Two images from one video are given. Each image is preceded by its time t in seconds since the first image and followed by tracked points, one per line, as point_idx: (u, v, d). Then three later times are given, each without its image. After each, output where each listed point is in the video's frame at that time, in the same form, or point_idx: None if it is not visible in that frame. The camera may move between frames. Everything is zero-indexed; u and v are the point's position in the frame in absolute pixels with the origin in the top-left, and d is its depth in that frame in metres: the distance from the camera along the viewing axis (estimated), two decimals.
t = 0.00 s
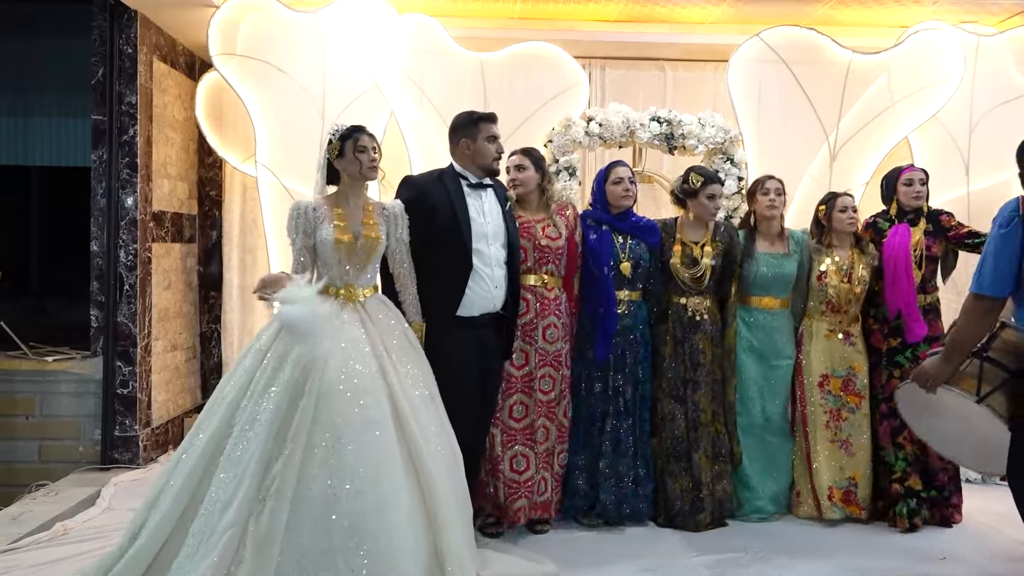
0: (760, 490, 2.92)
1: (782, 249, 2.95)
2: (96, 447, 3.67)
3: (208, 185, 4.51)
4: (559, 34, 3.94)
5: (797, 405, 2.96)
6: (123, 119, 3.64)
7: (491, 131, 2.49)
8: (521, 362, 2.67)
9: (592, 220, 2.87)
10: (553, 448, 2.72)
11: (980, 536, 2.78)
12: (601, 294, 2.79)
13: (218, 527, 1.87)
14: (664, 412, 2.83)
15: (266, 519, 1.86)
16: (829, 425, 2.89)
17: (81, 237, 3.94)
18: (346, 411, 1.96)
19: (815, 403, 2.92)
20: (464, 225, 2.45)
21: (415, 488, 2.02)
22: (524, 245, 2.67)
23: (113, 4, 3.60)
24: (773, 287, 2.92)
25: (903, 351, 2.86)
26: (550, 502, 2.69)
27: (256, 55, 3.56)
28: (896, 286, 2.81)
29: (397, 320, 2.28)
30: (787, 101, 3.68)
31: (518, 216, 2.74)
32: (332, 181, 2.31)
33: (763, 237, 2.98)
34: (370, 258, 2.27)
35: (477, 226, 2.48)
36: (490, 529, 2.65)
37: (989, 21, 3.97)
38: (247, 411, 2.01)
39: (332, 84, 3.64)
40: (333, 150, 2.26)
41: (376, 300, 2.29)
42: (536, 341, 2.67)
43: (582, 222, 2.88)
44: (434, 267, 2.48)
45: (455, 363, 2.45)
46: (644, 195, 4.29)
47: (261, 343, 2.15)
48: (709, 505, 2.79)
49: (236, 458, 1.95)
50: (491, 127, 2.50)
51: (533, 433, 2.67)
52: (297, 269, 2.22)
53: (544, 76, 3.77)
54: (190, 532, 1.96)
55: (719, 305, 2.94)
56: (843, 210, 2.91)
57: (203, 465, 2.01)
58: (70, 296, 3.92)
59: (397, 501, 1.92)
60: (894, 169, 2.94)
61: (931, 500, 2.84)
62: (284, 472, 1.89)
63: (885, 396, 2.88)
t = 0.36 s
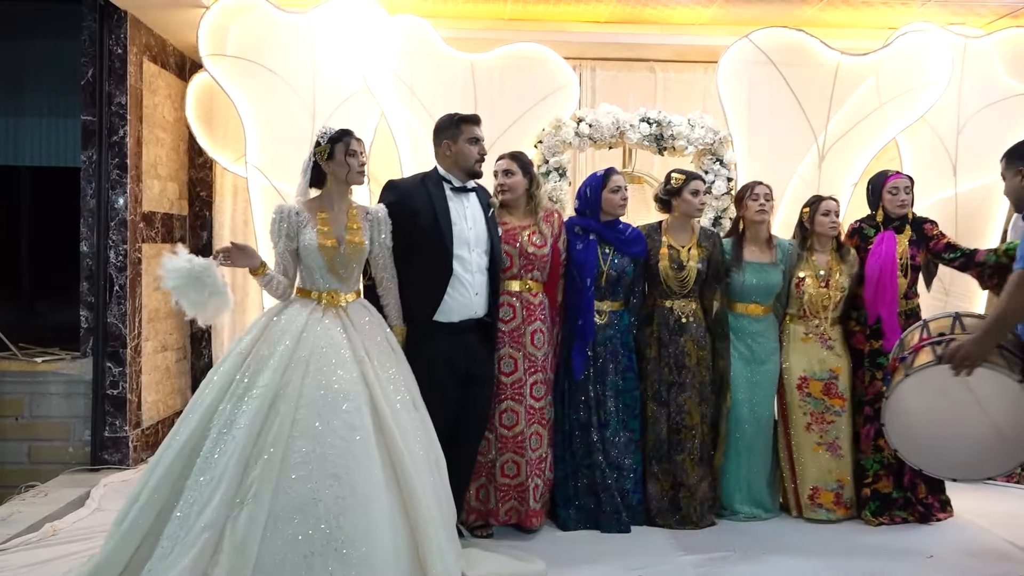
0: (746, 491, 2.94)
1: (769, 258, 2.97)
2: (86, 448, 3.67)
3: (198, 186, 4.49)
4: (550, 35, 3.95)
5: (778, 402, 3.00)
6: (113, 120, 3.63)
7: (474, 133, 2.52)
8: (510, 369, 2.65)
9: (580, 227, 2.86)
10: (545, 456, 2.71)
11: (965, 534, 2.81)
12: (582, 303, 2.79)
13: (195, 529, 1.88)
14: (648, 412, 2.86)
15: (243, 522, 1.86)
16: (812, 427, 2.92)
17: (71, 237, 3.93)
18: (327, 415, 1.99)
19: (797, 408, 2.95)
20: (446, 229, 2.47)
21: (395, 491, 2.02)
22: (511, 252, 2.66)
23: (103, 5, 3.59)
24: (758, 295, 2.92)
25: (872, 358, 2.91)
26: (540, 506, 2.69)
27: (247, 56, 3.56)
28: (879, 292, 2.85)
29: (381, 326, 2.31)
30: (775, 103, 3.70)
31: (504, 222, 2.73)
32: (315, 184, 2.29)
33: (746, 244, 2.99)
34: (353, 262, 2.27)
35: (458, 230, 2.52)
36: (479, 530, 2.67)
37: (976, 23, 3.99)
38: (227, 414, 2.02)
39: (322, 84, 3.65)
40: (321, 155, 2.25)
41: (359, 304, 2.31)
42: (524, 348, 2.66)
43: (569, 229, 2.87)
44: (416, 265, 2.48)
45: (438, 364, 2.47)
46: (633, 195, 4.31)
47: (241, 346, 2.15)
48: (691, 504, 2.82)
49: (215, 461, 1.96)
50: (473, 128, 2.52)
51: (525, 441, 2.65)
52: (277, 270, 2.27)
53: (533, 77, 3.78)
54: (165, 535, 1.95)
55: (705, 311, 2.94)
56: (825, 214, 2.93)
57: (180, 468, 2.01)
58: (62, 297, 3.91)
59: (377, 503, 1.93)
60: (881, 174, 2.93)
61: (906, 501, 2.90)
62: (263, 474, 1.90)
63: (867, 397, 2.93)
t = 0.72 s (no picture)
0: (736, 492, 2.93)
1: (755, 261, 2.96)
2: (74, 450, 3.65)
3: (188, 187, 4.48)
4: (540, 35, 3.94)
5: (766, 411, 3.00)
6: (101, 121, 3.62)
7: (463, 137, 2.52)
8: (500, 377, 2.61)
9: (570, 237, 2.84)
10: (530, 462, 2.67)
11: (953, 533, 2.82)
12: (578, 312, 2.78)
13: (190, 535, 1.89)
14: (638, 414, 2.85)
15: (238, 527, 1.87)
16: (795, 427, 2.93)
17: (59, 237, 3.90)
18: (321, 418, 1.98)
19: (783, 407, 2.96)
20: (440, 240, 2.49)
21: (391, 494, 2.03)
22: (502, 267, 2.64)
23: (90, 5, 3.58)
24: (746, 297, 2.93)
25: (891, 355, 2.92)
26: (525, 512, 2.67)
27: (235, 56, 3.55)
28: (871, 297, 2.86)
29: (373, 328, 2.33)
30: (764, 103, 3.70)
31: (495, 234, 2.71)
32: (307, 190, 2.28)
33: (737, 246, 2.99)
34: (345, 268, 2.31)
35: (449, 237, 2.52)
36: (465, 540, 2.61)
37: (965, 23, 4.00)
38: (219, 418, 2.02)
39: (309, 85, 3.64)
40: (314, 162, 2.24)
41: (351, 308, 2.33)
42: (516, 355, 2.62)
43: (560, 241, 2.85)
44: (406, 271, 2.51)
45: (427, 368, 2.50)
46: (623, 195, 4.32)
47: (235, 350, 2.15)
48: (677, 507, 2.82)
49: (207, 466, 1.95)
50: (463, 133, 2.52)
51: (511, 448, 2.61)
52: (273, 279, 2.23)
53: (523, 76, 3.78)
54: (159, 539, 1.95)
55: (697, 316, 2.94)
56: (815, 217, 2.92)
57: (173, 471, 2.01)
58: (49, 298, 3.90)
59: (374, 504, 1.94)
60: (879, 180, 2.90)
61: (908, 504, 2.88)
62: (257, 479, 1.90)
63: (872, 402, 2.93)
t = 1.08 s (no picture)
0: (713, 467, 3.31)
1: (730, 256, 3.34)
2: (115, 433, 4.07)
3: (216, 197, 4.96)
4: (535, 61, 4.44)
5: (740, 394, 3.35)
6: (139, 137, 4.02)
7: (462, 147, 2.87)
8: (498, 362, 3.01)
9: (562, 236, 3.20)
10: (530, 441, 3.06)
11: (900, 505, 3.19)
12: (568, 303, 3.11)
13: (224, 503, 2.09)
14: (624, 399, 3.20)
15: (266, 496, 2.09)
16: (766, 409, 3.29)
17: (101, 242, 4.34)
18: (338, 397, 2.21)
19: (754, 391, 3.31)
20: (444, 233, 2.82)
21: (401, 466, 2.26)
22: (500, 259, 3.03)
23: (129, 33, 3.97)
24: (721, 290, 3.30)
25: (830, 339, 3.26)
26: (526, 485, 3.04)
27: (261, 79, 3.96)
28: (832, 291, 3.20)
29: (383, 320, 2.60)
30: (734, 122, 4.16)
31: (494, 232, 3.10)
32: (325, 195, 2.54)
33: (712, 244, 3.35)
34: (355, 263, 2.60)
35: (454, 235, 2.86)
36: (473, 507, 3.02)
37: (912, 51, 4.74)
38: (247, 400, 2.24)
39: (330, 103, 4.06)
40: (332, 170, 2.50)
41: (362, 301, 2.59)
42: (512, 343, 3.02)
43: (552, 238, 3.21)
44: (419, 262, 2.83)
45: (438, 357, 2.85)
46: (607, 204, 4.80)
47: (260, 340, 2.40)
48: (665, 480, 3.18)
49: (238, 443, 2.18)
50: (463, 143, 2.88)
51: (509, 426, 3.01)
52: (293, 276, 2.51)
53: (519, 98, 4.22)
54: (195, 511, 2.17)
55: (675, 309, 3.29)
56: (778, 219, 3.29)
57: (208, 450, 2.23)
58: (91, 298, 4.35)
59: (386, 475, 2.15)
60: (835, 189, 3.24)
61: (859, 475, 3.24)
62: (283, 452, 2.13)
63: (820, 383, 3.28)
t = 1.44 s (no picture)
0: (706, 465, 3.30)
1: (726, 252, 3.31)
2: (112, 432, 4.07)
3: (214, 194, 4.96)
4: (532, 58, 4.45)
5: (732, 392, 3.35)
6: (136, 135, 4.01)
7: (455, 148, 2.86)
8: (492, 361, 3.00)
9: (558, 236, 3.19)
10: (524, 440, 3.03)
11: (898, 503, 3.18)
12: (557, 304, 3.13)
13: (210, 497, 2.07)
14: (619, 397, 3.20)
15: (252, 491, 2.06)
16: (758, 406, 3.29)
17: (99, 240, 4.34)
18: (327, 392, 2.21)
19: (745, 387, 3.32)
20: (431, 236, 2.81)
21: (389, 461, 2.25)
22: (494, 259, 2.99)
23: (127, 30, 3.95)
24: (718, 287, 3.26)
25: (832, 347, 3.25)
26: (519, 485, 3.02)
27: (258, 76, 3.95)
28: (822, 292, 3.19)
29: (373, 320, 2.57)
30: (732, 119, 4.18)
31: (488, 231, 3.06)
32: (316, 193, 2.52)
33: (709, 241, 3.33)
34: (346, 265, 2.54)
35: (442, 236, 2.85)
36: (470, 505, 3.01)
37: (910, 49, 4.77)
38: (236, 396, 2.23)
39: (327, 101, 4.05)
40: (323, 169, 2.48)
41: (353, 300, 2.57)
42: (505, 343, 3.00)
43: (547, 237, 3.21)
44: (407, 263, 2.81)
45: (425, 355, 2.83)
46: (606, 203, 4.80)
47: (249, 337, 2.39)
48: (654, 479, 3.15)
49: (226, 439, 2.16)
50: (455, 143, 2.86)
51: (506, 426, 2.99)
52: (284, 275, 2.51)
53: (517, 96, 4.22)
54: (181, 506, 2.15)
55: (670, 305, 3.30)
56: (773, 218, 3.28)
57: (196, 445, 2.21)
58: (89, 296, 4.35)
59: (374, 472, 2.14)
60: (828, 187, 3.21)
61: (848, 472, 3.28)
62: (270, 447, 2.11)
63: (813, 381, 3.28)
